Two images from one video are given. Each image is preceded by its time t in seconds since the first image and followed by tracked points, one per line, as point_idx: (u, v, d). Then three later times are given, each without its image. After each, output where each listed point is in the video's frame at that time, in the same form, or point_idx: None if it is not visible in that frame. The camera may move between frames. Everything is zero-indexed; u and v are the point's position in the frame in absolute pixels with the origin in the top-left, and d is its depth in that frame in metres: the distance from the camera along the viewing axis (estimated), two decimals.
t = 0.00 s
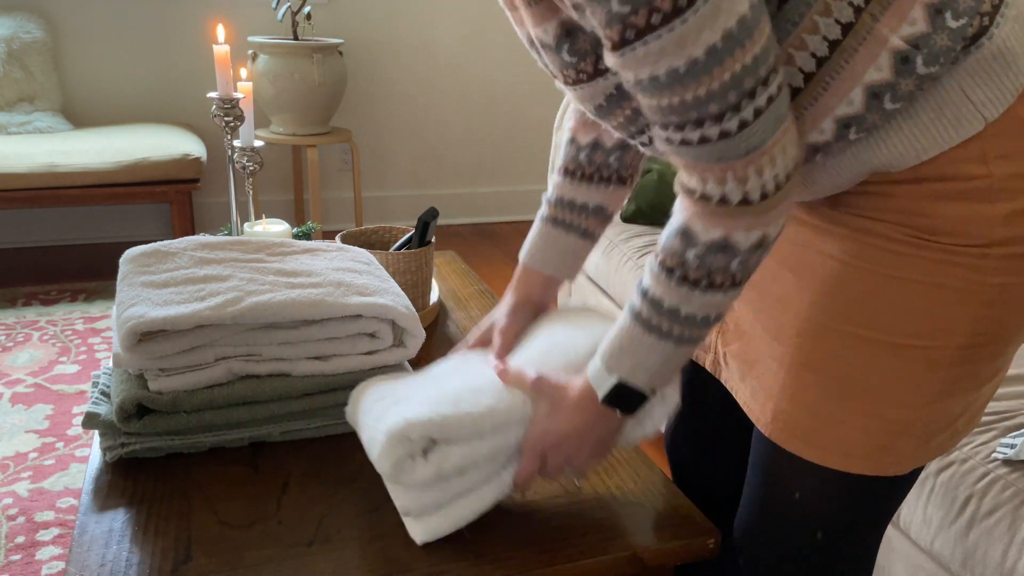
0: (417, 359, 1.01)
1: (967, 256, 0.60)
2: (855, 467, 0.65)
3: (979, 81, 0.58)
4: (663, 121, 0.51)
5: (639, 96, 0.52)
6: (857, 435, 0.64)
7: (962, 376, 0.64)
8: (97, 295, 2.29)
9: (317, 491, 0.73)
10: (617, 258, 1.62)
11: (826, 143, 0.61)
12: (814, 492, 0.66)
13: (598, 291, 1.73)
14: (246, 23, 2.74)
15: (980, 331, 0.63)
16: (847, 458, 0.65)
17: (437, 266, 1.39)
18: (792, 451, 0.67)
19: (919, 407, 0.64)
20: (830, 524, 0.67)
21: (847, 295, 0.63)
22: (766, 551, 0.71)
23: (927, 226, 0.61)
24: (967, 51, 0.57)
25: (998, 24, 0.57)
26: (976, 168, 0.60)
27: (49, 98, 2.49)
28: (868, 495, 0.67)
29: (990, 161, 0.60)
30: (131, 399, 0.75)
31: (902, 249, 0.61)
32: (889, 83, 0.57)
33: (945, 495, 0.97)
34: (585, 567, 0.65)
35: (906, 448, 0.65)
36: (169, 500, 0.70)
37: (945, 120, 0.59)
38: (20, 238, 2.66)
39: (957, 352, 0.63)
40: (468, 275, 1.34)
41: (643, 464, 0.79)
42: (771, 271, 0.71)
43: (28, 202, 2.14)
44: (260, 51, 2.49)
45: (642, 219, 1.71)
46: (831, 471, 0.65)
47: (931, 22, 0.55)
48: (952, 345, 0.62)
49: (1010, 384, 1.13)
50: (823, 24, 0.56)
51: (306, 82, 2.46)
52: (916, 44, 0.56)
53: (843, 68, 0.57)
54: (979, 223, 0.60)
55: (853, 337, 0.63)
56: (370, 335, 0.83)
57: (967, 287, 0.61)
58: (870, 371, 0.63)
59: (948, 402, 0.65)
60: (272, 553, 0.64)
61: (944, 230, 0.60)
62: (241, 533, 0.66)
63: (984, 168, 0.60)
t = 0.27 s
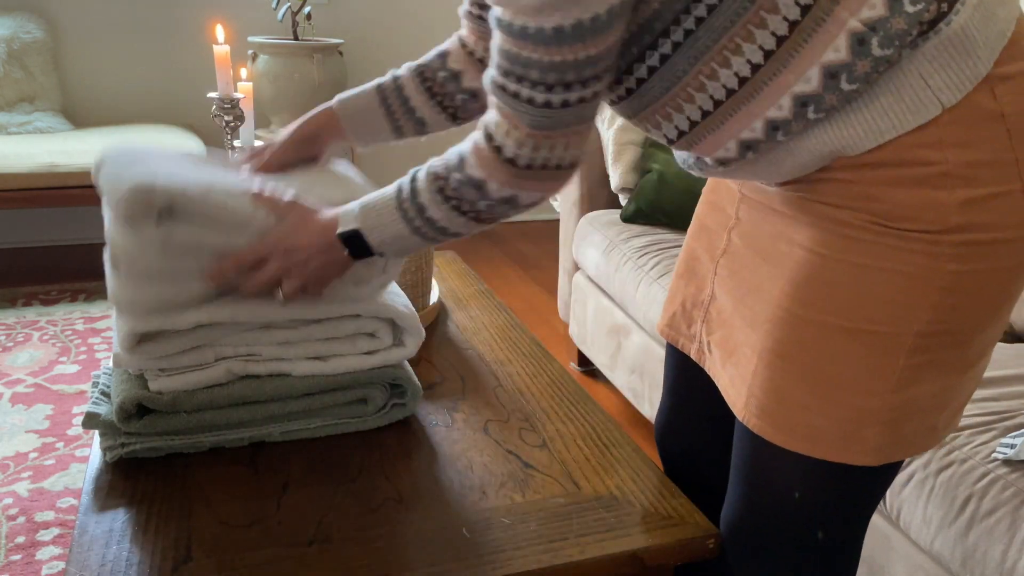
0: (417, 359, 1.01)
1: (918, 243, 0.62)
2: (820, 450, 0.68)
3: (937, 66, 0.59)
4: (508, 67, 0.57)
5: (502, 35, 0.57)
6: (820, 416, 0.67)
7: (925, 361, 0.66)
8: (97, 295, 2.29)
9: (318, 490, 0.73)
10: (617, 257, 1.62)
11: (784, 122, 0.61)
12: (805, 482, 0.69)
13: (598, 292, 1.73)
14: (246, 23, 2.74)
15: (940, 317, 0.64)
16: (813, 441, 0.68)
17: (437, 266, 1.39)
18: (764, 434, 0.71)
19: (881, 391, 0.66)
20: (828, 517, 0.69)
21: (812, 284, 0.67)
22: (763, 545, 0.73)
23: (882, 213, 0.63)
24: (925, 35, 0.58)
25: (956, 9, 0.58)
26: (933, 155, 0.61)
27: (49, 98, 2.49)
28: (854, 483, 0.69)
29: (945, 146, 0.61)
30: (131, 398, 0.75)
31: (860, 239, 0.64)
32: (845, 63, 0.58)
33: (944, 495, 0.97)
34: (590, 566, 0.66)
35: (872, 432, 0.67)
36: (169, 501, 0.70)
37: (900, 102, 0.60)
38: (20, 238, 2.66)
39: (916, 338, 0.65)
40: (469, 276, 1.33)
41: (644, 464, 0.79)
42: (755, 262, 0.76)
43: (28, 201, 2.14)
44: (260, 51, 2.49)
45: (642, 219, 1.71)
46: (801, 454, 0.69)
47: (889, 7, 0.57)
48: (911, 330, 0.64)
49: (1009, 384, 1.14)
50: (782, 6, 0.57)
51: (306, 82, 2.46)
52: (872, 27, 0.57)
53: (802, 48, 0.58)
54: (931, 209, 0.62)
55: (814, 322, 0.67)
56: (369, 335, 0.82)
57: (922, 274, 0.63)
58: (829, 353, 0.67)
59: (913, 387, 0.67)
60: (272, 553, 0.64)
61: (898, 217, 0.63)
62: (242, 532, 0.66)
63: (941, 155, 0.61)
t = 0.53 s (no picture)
0: (417, 359, 1.01)
1: (886, 232, 0.63)
2: (799, 441, 0.68)
3: (895, 60, 0.59)
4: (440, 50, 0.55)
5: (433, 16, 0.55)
6: (798, 408, 0.67)
7: (900, 350, 0.66)
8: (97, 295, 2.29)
9: (317, 490, 0.73)
10: (617, 257, 1.62)
11: (748, 118, 0.62)
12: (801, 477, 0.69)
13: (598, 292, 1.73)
14: (246, 23, 2.74)
15: (912, 305, 0.65)
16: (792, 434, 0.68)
17: (437, 266, 1.39)
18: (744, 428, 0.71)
19: (856, 380, 0.66)
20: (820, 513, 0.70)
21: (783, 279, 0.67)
22: (758, 543, 0.72)
23: (850, 205, 0.63)
24: (881, 31, 0.58)
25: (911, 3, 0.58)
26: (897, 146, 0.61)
27: (49, 98, 2.49)
28: (842, 479, 0.70)
29: (909, 137, 0.61)
30: (132, 397, 0.75)
31: (831, 232, 0.64)
32: (805, 59, 0.58)
33: (945, 495, 0.97)
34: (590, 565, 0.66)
35: (850, 422, 0.67)
36: (169, 501, 0.70)
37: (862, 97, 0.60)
38: (20, 238, 2.66)
39: (889, 327, 0.65)
40: (469, 276, 1.33)
41: (644, 464, 0.79)
42: (729, 257, 0.76)
43: (27, 202, 2.14)
44: (260, 52, 2.49)
45: (642, 219, 1.71)
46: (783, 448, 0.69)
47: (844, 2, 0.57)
48: (884, 320, 0.64)
49: (1009, 384, 1.13)
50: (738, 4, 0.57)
51: (306, 83, 2.46)
52: (829, 23, 0.57)
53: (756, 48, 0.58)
54: (897, 200, 0.62)
55: (787, 316, 0.67)
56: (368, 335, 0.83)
57: (891, 263, 0.63)
58: (804, 347, 0.67)
59: (888, 377, 0.67)
60: (272, 553, 0.64)
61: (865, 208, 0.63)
62: (241, 532, 0.66)
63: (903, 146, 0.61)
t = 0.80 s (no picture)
0: (417, 359, 1.01)
1: (875, 233, 0.63)
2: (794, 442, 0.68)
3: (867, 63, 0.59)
4: (354, 36, 0.59)
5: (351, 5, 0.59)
6: (792, 408, 0.68)
7: (895, 349, 0.66)
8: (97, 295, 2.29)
9: (317, 490, 0.73)
10: (617, 257, 1.62)
11: (710, 115, 0.61)
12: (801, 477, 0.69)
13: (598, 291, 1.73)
14: (246, 23, 2.74)
15: (904, 304, 0.64)
16: (787, 434, 0.68)
17: (437, 266, 1.39)
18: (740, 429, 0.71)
19: (848, 380, 0.66)
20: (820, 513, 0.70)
21: (774, 283, 0.68)
22: (755, 543, 0.72)
23: (839, 207, 0.63)
24: (847, 36, 0.58)
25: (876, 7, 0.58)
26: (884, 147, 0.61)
27: (49, 98, 2.49)
28: (839, 481, 0.69)
29: (894, 138, 0.61)
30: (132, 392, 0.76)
31: (821, 234, 0.64)
32: (765, 59, 0.58)
33: (945, 495, 0.97)
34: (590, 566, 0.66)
35: (846, 421, 0.67)
36: (169, 501, 0.70)
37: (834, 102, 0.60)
38: (20, 237, 2.66)
39: (882, 326, 0.65)
40: (469, 276, 1.33)
41: (643, 464, 0.79)
42: (723, 257, 0.76)
43: (27, 202, 2.14)
44: (260, 51, 2.49)
45: (642, 219, 1.71)
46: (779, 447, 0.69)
47: (806, 5, 0.57)
48: (875, 319, 0.64)
49: (1009, 384, 1.13)
50: (695, 7, 0.58)
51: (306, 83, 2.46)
52: (791, 25, 0.57)
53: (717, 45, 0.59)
54: (885, 201, 0.62)
55: (779, 318, 0.67)
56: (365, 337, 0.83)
57: (881, 264, 0.63)
58: (796, 349, 0.67)
59: (882, 375, 0.67)
60: (272, 553, 0.64)
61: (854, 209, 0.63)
62: (240, 532, 0.66)
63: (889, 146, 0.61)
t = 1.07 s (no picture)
0: (417, 359, 1.01)
1: (893, 232, 0.61)
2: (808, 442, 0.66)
3: (890, 61, 0.57)
4: None
5: None
6: (806, 407, 0.66)
7: (913, 349, 0.64)
8: (97, 295, 2.29)
9: (317, 490, 0.73)
10: (617, 257, 1.62)
11: (728, 96, 0.60)
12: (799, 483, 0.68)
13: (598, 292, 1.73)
14: (246, 23, 2.74)
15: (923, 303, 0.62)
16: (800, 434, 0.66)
17: (437, 266, 1.39)
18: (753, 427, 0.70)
19: (864, 380, 0.64)
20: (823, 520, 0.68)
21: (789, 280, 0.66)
22: (757, 538, 0.72)
23: (857, 204, 0.61)
24: (874, 32, 0.56)
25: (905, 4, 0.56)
26: (903, 146, 0.59)
27: (49, 98, 2.49)
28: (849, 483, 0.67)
29: (917, 136, 0.59)
30: (132, 393, 0.76)
31: (835, 232, 0.62)
32: (789, 44, 0.57)
33: (945, 495, 0.97)
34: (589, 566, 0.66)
35: (861, 422, 0.65)
36: (169, 500, 0.70)
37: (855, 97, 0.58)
38: (20, 237, 2.66)
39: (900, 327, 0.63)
40: (468, 276, 1.33)
41: (643, 464, 0.79)
42: (741, 254, 0.75)
43: (27, 202, 2.14)
44: (260, 51, 2.49)
45: (642, 219, 1.71)
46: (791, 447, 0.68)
47: None
48: (892, 320, 0.62)
49: (1009, 384, 1.13)
50: None
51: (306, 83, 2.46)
52: (818, 11, 0.56)
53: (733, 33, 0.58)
54: (903, 199, 0.60)
55: (795, 315, 0.65)
56: (366, 335, 0.83)
57: (899, 264, 0.61)
58: (811, 347, 0.65)
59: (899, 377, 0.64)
60: (272, 553, 0.64)
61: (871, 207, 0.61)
62: (240, 532, 0.66)
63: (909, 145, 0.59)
